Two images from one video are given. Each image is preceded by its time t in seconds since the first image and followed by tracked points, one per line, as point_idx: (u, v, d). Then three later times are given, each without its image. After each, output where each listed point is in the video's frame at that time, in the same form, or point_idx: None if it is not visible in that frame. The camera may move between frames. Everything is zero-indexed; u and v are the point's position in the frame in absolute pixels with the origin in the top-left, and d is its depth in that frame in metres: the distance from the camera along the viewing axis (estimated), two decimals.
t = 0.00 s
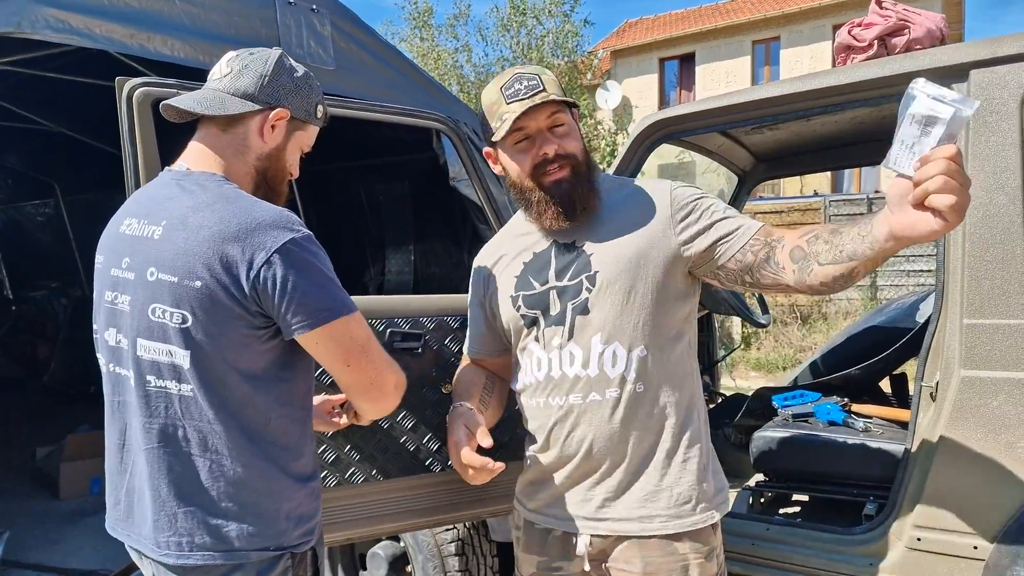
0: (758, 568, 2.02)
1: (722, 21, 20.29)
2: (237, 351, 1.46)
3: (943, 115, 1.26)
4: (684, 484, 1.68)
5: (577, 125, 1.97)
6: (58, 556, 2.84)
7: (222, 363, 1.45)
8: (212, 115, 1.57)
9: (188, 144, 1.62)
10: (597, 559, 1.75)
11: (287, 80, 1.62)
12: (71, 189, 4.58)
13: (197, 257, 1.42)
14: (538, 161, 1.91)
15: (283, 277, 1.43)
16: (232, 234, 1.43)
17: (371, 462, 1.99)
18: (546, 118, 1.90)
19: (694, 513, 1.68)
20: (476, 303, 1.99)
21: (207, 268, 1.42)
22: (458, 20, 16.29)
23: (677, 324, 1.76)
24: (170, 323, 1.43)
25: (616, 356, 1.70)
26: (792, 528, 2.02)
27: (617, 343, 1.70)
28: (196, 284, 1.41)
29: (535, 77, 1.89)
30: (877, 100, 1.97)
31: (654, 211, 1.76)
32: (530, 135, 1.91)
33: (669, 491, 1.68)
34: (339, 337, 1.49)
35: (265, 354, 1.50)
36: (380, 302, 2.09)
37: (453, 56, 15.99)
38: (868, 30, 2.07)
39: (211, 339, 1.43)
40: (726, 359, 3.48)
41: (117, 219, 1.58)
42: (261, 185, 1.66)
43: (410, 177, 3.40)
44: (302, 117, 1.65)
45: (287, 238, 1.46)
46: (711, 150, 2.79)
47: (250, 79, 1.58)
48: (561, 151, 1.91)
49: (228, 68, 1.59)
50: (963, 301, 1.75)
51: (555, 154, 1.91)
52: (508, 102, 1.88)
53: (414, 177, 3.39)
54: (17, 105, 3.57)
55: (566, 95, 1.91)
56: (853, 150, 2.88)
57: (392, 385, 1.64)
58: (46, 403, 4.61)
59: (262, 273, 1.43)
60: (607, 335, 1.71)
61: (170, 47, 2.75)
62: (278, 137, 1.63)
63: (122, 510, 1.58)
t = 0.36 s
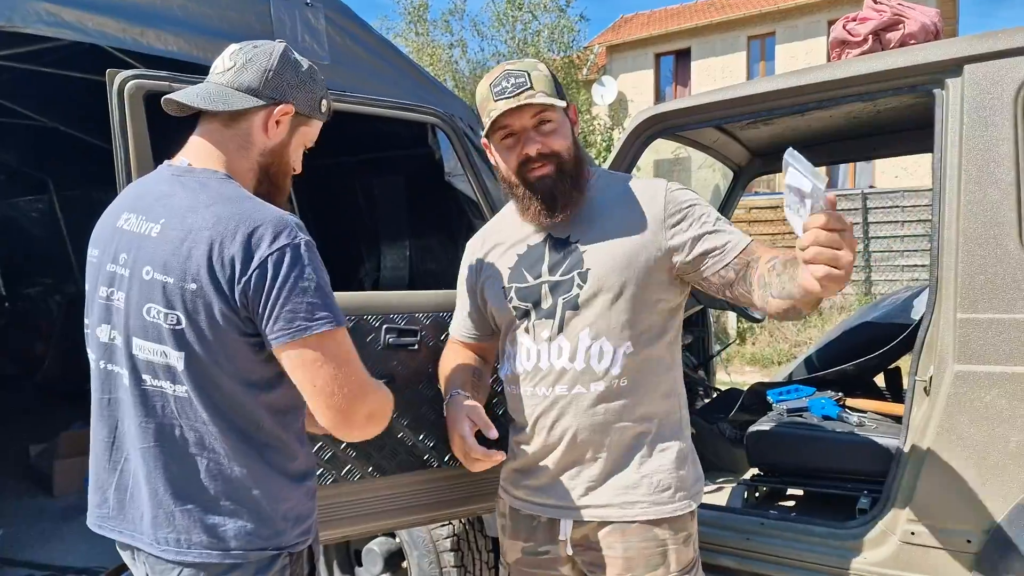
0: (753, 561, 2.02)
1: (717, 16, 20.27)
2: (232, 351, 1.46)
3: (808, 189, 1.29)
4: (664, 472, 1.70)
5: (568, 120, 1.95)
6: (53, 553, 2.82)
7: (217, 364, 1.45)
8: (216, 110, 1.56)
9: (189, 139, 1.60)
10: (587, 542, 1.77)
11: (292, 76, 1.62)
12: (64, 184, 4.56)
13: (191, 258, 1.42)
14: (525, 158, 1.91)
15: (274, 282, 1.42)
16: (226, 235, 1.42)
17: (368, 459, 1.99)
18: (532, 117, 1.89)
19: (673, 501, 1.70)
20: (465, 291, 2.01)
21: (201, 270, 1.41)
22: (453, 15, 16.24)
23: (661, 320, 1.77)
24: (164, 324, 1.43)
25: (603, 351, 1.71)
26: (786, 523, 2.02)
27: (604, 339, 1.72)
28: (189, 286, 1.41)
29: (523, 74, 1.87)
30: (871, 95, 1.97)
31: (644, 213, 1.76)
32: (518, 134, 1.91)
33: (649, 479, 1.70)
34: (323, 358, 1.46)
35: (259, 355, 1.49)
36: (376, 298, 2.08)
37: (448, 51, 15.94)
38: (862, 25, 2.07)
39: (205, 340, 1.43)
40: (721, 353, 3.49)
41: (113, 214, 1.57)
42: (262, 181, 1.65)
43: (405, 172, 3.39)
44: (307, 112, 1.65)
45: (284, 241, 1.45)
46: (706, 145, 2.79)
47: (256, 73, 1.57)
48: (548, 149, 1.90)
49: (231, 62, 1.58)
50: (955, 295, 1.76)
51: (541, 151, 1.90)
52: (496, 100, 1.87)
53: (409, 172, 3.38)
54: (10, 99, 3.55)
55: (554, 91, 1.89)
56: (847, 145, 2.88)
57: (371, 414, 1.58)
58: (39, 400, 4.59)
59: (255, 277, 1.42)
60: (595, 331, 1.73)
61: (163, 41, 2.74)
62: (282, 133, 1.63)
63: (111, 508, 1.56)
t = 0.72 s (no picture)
0: (751, 560, 2.02)
1: (713, 15, 20.27)
2: (246, 351, 1.46)
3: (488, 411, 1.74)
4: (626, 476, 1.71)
5: (540, 127, 1.87)
6: (49, 551, 2.82)
7: (231, 362, 1.45)
8: (232, 111, 1.55)
9: (203, 137, 1.60)
10: (558, 537, 1.79)
11: (307, 79, 1.62)
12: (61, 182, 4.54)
13: (210, 256, 1.41)
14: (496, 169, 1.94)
15: (288, 285, 1.42)
16: (245, 235, 1.42)
17: (366, 458, 1.99)
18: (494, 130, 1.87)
19: (631, 504, 1.69)
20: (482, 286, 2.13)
21: (219, 268, 1.41)
22: (450, 13, 16.21)
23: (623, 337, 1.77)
24: (181, 320, 1.43)
25: (562, 363, 1.78)
26: (781, 521, 2.02)
27: (565, 352, 1.78)
28: (208, 283, 1.41)
29: (490, 87, 1.87)
30: (867, 93, 1.97)
31: (607, 241, 1.74)
32: (486, 146, 1.92)
33: (611, 479, 1.72)
34: (311, 369, 1.45)
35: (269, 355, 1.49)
36: (374, 295, 2.07)
37: (444, 49, 15.93)
38: (858, 24, 2.07)
39: (221, 338, 1.43)
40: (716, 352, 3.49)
41: (123, 207, 1.55)
42: (275, 182, 1.65)
43: (403, 170, 3.39)
44: (318, 114, 1.65)
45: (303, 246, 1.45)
46: (703, 144, 2.79)
47: (271, 76, 1.57)
48: (511, 162, 1.88)
49: (248, 64, 1.57)
50: (951, 293, 1.76)
51: (505, 165, 1.89)
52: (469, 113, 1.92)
53: (406, 170, 3.38)
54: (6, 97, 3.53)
55: (519, 103, 1.83)
56: (843, 143, 2.89)
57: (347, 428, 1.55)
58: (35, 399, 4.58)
59: (271, 278, 1.41)
60: (557, 342, 1.79)
61: (160, 39, 2.74)
62: (295, 135, 1.63)
63: (110, 503, 1.55)
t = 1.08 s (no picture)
0: (752, 558, 2.02)
1: (713, 14, 20.26)
2: (258, 345, 1.46)
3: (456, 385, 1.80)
4: (578, 497, 1.61)
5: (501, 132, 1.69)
6: (49, 549, 2.82)
7: (242, 356, 1.45)
8: (228, 108, 1.55)
9: (201, 136, 1.59)
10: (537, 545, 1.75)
11: (300, 74, 1.62)
12: (60, 180, 4.54)
13: (223, 251, 1.41)
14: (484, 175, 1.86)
15: (304, 278, 1.44)
16: (257, 229, 1.42)
17: (366, 456, 1.99)
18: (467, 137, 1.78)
19: (578, 527, 1.59)
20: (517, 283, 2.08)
21: (233, 263, 1.41)
22: (450, 11, 16.20)
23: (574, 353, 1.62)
24: (194, 315, 1.42)
25: (516, 378, 1.70)
26: (783, 519, 2.02)
27: (521, 364, 1.69)
28: (221, 278, 1.41)
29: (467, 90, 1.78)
30: (868, 92, 1.96)
31: (545, 252, 1.59)
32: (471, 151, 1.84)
33: (566, 498, 1.62)
34: (329, 357, 1.50)
35: (278, 348, 1.50)
36: (374, 294, 2.07)
37: (445, 47, 15.93)
38: (859, 22, 2.07)
39: (233, 332, 1.43)
40: (716, 351, 3.49)
41: (126, 205, 1.54)
42: (273, 177, 1.65)
43: (402, 168, 3.38)
44: (313, 110, 1.65)
45: (311, 240, 1.46)
46: (703, 143, 2.79)
47: (267, 72, 1.57)
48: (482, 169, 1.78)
49: (242, 62, 1.57)
50: (952, 292, 1.76)
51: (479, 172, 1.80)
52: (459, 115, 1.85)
53: (406, 168, 3.37)
54: (5, 95, 3.53)
55: (478, 108, 1.71)
56: (842, 143, 2.89)
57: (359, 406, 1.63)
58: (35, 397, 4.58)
59: (286, 271, 1.43)
60: (516, 353, 1.70)
61: (161, 38, 2.73)
62: (291, 131, 1.63)
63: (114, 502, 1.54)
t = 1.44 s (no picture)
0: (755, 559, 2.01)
1: (716, 14, 20.26)
2: (260, 341, 1.47)
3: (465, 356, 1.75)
4: (548, 515, 1.51)
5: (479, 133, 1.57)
6: (51, 546, 2.83)
7: (244, 352, 1.46)
8: (231, 106, 1.56)
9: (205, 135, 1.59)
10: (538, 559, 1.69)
11: (302, 71, 1.63)
12: (64, 178, 4.54)
13: (226, 248, 1.42)
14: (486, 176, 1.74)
15: (304, 274, 1.44)
16: (258, 226, 1.43)
17: (366, 454, 1.99)
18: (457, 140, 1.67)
19: (547, 548, 1.50)
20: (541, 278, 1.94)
21: (235, 259, 1.41)
22: (453, 11, 16.21)
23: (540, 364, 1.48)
24: (196, 311, 1.43)
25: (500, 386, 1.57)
26: (782, 519, 2.03)
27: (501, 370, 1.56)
28: (223, 274, 1.41)
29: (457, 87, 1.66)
30: (869, 93, 1.97)
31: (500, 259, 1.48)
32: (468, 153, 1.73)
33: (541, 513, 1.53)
34: (331, 351, 1.50)
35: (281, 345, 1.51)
36: (376, 292, 2.07)
37: (448, 47, 15.95)
38: (861, 23, 2.07)
39: (235, 328, 1.44)
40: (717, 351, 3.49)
41: (131, 203, 1.55)
42: (277, 174, 1.65)
43: (404, 167, 3.38)
44: (315, 107, 1.66)
45: (312, 238, 1.47)
46: (705, 143, 2.80)
47: (268, 70, 1.58)
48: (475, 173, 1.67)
49: (246, 59, 1.58)
50: (953, 292, 1.76)
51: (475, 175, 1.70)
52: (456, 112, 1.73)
53: (407, 168, 3.38)
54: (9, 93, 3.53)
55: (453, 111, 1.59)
56: (844, 143, 2.89)
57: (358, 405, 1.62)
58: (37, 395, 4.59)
59: (286, 267, 1.43)
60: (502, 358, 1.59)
61: (164, 36, 2.73)
62: (294, 129, 1.64)
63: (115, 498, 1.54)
